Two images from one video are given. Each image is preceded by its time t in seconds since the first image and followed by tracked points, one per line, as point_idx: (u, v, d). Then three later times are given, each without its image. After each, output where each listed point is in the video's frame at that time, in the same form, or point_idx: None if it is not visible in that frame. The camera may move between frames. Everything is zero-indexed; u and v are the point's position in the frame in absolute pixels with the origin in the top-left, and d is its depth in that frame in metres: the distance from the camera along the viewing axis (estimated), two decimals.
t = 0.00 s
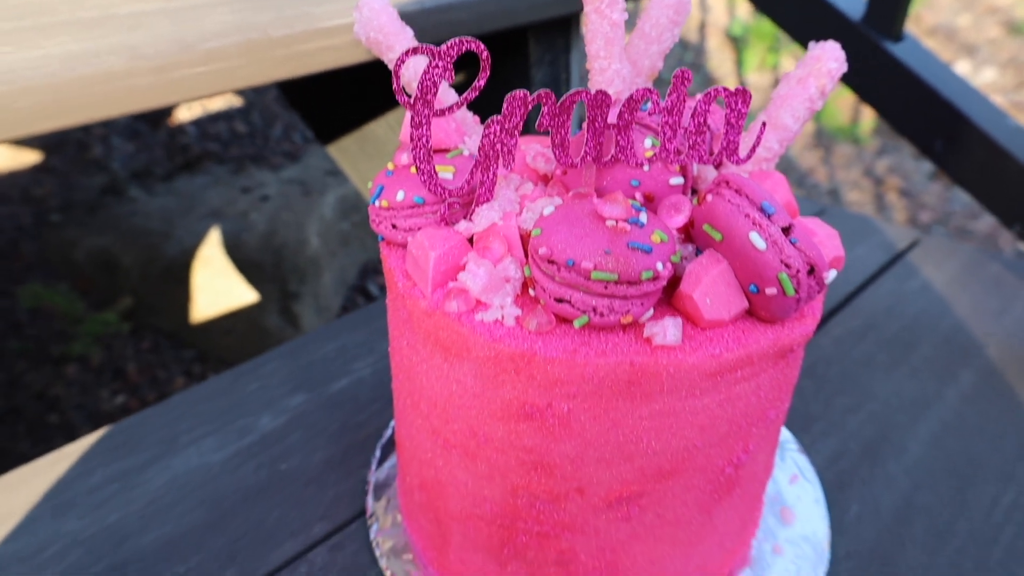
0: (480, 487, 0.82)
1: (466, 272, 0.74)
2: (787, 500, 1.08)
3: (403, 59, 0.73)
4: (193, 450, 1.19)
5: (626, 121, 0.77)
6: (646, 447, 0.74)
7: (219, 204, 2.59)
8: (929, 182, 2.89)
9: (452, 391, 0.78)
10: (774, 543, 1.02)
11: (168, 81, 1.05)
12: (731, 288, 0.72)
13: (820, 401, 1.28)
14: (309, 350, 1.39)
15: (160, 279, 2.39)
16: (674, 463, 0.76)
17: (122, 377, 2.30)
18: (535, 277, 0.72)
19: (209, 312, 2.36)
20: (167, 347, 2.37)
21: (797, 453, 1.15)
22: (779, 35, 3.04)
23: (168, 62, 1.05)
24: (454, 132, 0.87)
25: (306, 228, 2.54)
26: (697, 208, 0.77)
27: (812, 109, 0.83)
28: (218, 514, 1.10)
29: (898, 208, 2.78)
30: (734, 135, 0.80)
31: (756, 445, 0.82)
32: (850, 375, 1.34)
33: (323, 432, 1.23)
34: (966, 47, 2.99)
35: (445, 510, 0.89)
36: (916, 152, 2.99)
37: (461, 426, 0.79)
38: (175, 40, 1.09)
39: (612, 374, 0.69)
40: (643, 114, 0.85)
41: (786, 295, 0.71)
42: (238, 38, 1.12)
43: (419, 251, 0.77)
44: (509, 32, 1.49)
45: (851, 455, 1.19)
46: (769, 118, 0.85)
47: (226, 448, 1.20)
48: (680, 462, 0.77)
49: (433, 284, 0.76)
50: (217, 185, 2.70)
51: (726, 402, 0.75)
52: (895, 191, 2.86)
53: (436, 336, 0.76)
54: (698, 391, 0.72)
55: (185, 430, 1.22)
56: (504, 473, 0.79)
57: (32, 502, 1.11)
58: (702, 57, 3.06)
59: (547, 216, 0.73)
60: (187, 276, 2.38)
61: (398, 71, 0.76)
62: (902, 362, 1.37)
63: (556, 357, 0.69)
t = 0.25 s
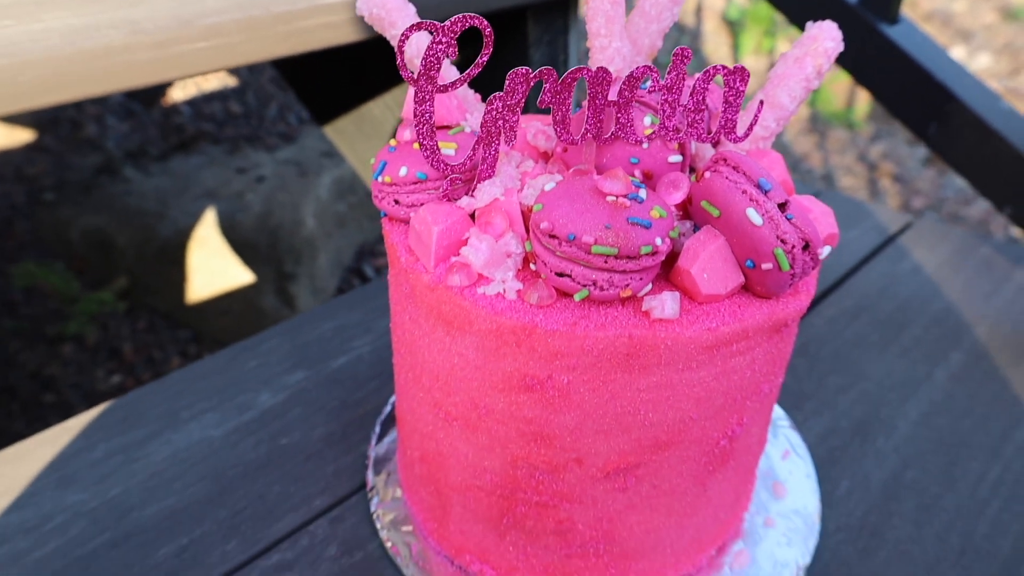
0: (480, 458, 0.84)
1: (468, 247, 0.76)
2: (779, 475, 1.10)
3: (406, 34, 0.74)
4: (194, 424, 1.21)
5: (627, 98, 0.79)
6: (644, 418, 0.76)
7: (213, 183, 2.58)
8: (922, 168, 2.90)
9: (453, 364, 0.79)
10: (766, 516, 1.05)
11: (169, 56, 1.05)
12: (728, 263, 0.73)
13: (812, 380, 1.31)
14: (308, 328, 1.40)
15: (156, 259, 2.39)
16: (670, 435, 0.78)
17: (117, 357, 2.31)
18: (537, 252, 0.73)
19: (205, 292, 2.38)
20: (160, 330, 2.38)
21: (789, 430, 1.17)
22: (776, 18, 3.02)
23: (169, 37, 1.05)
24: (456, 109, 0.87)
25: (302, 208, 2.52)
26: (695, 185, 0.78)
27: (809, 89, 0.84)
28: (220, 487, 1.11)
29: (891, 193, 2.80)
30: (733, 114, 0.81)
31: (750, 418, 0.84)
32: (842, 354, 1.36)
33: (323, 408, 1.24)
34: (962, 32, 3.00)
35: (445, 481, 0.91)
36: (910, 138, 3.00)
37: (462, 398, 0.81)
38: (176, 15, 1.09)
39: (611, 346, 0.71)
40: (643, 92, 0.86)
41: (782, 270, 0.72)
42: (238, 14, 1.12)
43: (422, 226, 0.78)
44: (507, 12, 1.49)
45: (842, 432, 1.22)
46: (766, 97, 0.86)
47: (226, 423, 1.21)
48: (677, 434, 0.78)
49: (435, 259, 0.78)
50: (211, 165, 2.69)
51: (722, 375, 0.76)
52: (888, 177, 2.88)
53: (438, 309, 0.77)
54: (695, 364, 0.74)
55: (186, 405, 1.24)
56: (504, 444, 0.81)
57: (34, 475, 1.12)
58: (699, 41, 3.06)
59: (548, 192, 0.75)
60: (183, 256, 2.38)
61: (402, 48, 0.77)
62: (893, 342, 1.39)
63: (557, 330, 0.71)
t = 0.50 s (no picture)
0: (486, 439, 0.86)
1: (477, 232, 0.78)
2: (776, 459, 1.13)
3: (418, 22, 0.75)
4: (201, 407, 1.23)
5: (632, 88, 0.80)
6: (647, 400, 0.78)
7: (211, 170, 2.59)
8: (918, 161, 2.93)
9: (461, 346, 0.81)
10: (763, 499, 1.07)
11: (179, 42, 1.06)
12: (730, 249, 0.75)
13: (809, 367, 1.33)
14: (312, 314, 1.42)
15: (155, 247, 2.38)
16: (672, 416, 0.80)
17: (117, 344, 2.33)
18: (544, 237, 0.75)
19: (204, 279, 2.38)
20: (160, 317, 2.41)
21: (785, 415, 1.20)
22: (774, 11, 3.08)
23: (178, 24, 1.07)
24: (463, 97, 0.89)
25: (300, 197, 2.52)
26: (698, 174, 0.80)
27: (809, 80, 0.86)
28: (227, 469, 1.13)
29: (887, 185, 2.83)
30: (735, 103, 0.83)
31: (750, 401, 0.86)
32: (838, 342, 1.38)
33: (329, 392, 1.26)
34: (959, 26, 3.02)
35: (451, 462, 0.93)
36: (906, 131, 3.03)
37: (469, 381, 0.82)
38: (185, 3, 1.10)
39: (616, 329, 0.73)
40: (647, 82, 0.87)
41: (782, 256, 0.74)
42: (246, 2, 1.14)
43: (431, 212, 0.80)
44: (511, 2, 1.50)
45: (838, 418, 1.24)
46: (768, 87, 0.87)
47: (233, 406, 1.23)
48: (678, 416, 0.81)
49: (444, 244, 0.80)
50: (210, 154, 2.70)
51: (724, 358, 0.78)
52: (884, 169, 2.90)
53: (446, 293, 0.79)
54: (697, 347, 0.76)
55: (193, 388, 1.26)
56: (510, 425, 0.83)
57: (44, 456, 1.14)
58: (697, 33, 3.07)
59: (555, 179, 0.76)
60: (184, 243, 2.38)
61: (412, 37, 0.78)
62: (888, 330, 1.41)
63: (563, 313, 0.73)
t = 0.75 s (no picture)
0: (490, 423, 0.88)
1: (482, 220, 0.80)
2: (772, 444, 1.16)
3: (425, 16, 0.77)
4: (207, 396, 1.25)
5: (633, 80, 0.83)
6: (647, 383, 0.80)
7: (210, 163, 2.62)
8: (912, 156, 2.96)
9: (466, 332, 0.83)
10: (760, 483, 1.10)
11: (185, 36, 1.08)
12: (728, 237, 0.77)
13: (804, 356, 1.36)
14: (315, 305, 1.44)
15: (155, 240, 2.41)
16: (672, 399, 0.83)
17: (117, 338, 2.34)
18: (548, 225, 0.77)
19: (204, 273, 2.40)
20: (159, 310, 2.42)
21: (780, 401, 1.22)
22: (769, 6, 3.05)
23: (185, 18, 1.08)
24: (468, 89, 0.91)
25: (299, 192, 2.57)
26: (697, 164, 0.82)
27: (805, 72, 0.89)
28: (234, 456, 1.15)
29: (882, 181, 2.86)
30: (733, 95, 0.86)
31: (747, 385, 0.88)
32: (833, 332, 1.41)
33: (333, 380, 1.29)
34: (953, 22, 3.05)
35: (456, 446, 0.95)
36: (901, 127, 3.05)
37: (474, 365, 0.85)
38: None
39: (618, 314, 0.75)
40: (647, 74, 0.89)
41: (779, 243, 0.77)
42: None
43: (437, 200, 0.82)
44: None
45: (832, 405, 1.27)
46: (765, 80, 0.89)
47: (238, 395, 1.25)
48: (678, 399, 0.83)
49: (450, 232, 0.82)
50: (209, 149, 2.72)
51: (722, 343, 0.81)
52: (879, 164, 2.93)
53: (452, 280, 0.81)
54: (697, 332, 0.78)
55: (198, 377, 1.28)
56: (514, 409, 0.85)
57: (52, 443, 1.16)
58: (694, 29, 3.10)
59: (558, 168, 0.79)
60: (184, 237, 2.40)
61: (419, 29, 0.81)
62: (882, 320, 1.44)
63: (567, 298, 0.75)
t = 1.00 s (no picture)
0: (490, 407, 0.89)
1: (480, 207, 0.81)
2: (768, 429, 1.18)
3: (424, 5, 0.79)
4: (209, 386, 1.26)
5: (629, 68, 0.84)
6: (644, 367, 0.82)
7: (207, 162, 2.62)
8: (909, 150, 2.97)
9: (466, 317, 0.85)
10: (756, 468, 1.12)
11: (185, 29, 1.09)
12: (722, 221, 0.79)
13: (800, 344, 1.37)
14: (315, 297, 1.45)
15: (155, 236, 2.42)
16: (668, 382, 0.84)
17: (117, 334, 2.34)
18: (546, 211, 0.78)
19: (202, 268, 2.40)
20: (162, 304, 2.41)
21: (777, 388, 1.24)
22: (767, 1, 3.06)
23: (185, 12, 1.10)
24: (466, 79, 0.92)
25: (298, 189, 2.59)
26: (692, 150, 0.83)
27: (798, 61, 0.90)
28: (236, 445, 1.16)
29: (878, 173, 2.87)
30: (727, 83, 0.87)
31: (742, 368, 0.90)
32: (829, 321, 1.42)
33: (334, 370, 1.30)
34: (949, 17, 3.07)
35: (456, 432, 0.96)
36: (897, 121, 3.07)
37: (474, 351, 0.86)
38: None
39: (615, 298, 0.76)
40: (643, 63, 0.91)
41: (773, 227, 0.78)
42: None
43: (436, 188, 0.84)
44: None
45: (827, 392, 1.28)
46: (759, 68, 0.91)
47: (240, 385, 1.26)
48: (674, 383, 0.84)
49: (449, 219, 0.83)
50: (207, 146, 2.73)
51: (717, 327, 0.82)
52: (875, 157, 2.95)
53: (451, 266, 0.83)
54: (692, 315, 0.80)
55: (200, 368, 1.29)
56: (513, 393, 0.86)
57: (57, 434, 1.17)
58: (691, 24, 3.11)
59: (556, 155, 0.80)
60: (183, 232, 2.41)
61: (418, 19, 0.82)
62: (877, 309, 1.46)
63: (565, 283, 0.76)
